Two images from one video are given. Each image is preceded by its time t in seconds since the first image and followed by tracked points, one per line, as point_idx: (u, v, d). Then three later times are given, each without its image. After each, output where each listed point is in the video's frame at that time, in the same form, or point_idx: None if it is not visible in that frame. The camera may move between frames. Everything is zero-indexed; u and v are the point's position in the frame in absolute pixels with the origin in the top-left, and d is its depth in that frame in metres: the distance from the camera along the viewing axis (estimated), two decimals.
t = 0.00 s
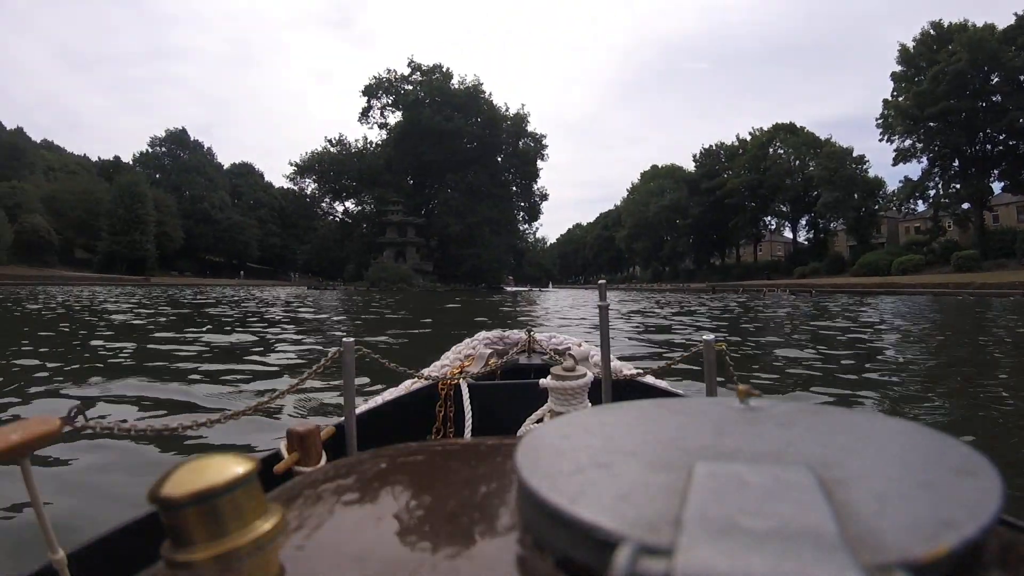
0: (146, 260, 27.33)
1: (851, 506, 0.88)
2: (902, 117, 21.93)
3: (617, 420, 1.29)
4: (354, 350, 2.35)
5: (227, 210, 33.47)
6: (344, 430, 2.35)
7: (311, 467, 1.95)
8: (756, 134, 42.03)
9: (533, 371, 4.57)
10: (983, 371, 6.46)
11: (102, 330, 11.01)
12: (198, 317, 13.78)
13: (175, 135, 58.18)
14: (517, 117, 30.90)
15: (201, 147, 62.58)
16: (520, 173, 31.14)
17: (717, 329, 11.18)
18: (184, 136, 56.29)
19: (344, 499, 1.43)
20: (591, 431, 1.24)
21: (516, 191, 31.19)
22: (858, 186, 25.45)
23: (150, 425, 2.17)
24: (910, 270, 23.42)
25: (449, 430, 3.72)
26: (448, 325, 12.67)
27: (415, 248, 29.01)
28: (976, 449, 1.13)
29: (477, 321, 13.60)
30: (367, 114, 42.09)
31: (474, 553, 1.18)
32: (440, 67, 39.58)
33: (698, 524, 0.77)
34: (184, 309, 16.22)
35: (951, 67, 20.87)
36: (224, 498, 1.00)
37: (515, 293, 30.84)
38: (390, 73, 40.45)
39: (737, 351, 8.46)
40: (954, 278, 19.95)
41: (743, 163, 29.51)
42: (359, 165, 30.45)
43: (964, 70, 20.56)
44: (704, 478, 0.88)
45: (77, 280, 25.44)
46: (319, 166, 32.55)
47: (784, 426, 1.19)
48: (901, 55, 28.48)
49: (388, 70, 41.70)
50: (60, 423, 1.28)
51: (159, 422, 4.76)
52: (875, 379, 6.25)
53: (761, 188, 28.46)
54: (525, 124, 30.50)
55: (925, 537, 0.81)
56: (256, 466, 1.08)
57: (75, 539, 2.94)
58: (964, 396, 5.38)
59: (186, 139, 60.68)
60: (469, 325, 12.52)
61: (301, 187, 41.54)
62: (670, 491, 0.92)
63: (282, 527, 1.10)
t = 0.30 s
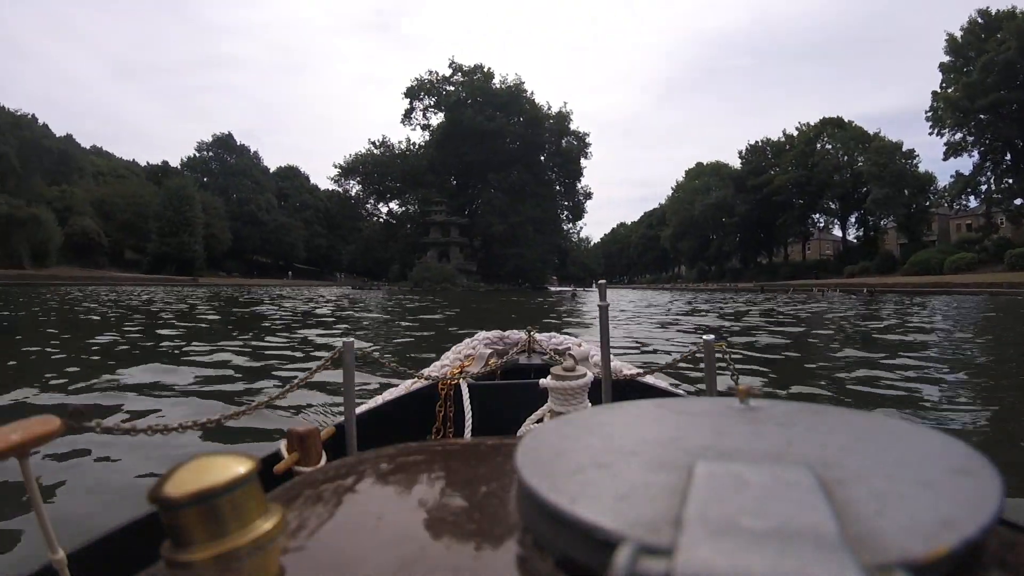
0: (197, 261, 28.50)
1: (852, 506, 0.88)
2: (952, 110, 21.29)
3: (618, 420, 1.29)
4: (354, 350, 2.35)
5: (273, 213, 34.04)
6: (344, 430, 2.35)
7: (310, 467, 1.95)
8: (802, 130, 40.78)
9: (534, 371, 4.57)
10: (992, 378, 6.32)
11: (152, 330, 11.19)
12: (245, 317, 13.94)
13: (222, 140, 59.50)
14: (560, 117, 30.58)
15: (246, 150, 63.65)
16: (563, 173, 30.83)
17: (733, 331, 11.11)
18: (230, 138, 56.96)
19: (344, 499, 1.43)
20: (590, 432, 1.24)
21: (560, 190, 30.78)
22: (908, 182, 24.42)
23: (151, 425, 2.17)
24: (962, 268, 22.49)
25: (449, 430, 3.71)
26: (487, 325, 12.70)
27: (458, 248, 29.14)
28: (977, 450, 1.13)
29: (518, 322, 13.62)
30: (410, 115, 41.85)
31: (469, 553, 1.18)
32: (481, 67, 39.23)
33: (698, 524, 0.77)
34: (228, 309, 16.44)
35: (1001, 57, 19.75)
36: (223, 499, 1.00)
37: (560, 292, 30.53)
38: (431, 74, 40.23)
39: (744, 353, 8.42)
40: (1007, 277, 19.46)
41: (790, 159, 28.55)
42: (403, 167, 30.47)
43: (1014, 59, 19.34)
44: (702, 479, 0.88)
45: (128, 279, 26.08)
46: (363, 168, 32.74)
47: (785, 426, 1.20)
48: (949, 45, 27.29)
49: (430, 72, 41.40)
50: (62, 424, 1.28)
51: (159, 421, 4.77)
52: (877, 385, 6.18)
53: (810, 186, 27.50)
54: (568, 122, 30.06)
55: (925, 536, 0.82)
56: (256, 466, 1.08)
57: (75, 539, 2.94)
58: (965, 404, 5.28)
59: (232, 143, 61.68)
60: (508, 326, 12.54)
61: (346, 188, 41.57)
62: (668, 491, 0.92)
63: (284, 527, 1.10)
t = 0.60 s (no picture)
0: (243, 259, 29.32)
1: (851, 506, 0.88)
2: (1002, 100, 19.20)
3: (618, 419, 1.29)
4: (353, 350, 2.36)
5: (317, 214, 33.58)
6: (345, 430, 2.35)
7: (310, 467, 1.95)
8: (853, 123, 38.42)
9: (534, 371, 4.57)
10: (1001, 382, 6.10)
11: (202, 327, 11.30)
12: (293, 315, 13.99)
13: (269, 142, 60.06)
14: (604, 112, 29.55)
15: (291, 151, 63.79)
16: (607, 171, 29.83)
17: (751, 332, 10.95)
18: (277, 138, 56.97)
19: (344, 499, 1.44)
20: (586, 432, 1.24)
21: (604, 188, 29.80)
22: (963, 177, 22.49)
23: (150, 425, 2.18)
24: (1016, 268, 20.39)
25: (449, 431, 3.72)
26: (527, 324, 12.60)
27: (501, 246, 28.58)
28: (976, 449, 1.12)
29: (562, 321, 13.41)
30: (453, 114, 40.85)
31: (463, 552, 1.18)
32: (523, 64, 38.18)
33: (698, 524, 0.77)
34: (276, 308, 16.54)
35: None
36: (223, 499, 1.00)
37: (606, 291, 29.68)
38: (473, 72, 39.30)
39: (752, 353, 8.35)
40: None
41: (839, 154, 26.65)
42: (445, 165, 29.82)
43: None
44: (705, 477, 0.88)
45: (175, 277, 26.44)
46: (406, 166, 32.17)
47: (785, 426, 1.19)
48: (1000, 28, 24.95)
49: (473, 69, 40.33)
50: (61, 424, 1.29)
51: (157, 422, 4.76)
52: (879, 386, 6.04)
53: (861, 182, 25.16)
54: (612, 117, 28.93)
55: (925, 536, 0.82)
56: (257, 466, 1.08)
57: (74, 539, 2.94)
58: (968, 408, 5.10)
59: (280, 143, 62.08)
60: (545, 325, 12.44)
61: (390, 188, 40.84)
62: (668, 491, 0.92)
63: (284, 527, 1.10)
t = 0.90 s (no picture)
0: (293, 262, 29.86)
1: (853, 507, 0.88)
2: None
3: (619, 419, 1.29)
4: (354, 350, 2.37)
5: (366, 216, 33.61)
6: (346, 430, 2.35)
7: (310, 467, 1.96)
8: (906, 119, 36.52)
9: (533, 371, 4.57)
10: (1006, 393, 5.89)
11: (256, 327, 11.47)
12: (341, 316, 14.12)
13: (315, 147, 60.55)
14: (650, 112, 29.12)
15: (338, 156, 64.24)
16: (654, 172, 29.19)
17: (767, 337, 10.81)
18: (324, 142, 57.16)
19: (344, 499, 1.44)
20: (584, 435, 1.24)
21: (651, 189, 29.21)
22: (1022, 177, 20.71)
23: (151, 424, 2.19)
24: None
25: (449, 431, 3.72)
26: (568, 326, 12.62)
27: (547, 249, 28.30)
28: (976, 450, 1.13)
29: (616, 325, 13.20)
30: (498, 117, 40.48)
31: (459, 554, 1.18)
32: (567, 66, 37.84)
33: (700, 525, 0.77)
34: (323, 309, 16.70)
35: None
36: (223, 499, 1.00)
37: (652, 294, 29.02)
38: (518, 75, 39.02)
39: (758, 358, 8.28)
40: None
41: (890, 154, 25.14)
42: (490, 168, 29.63)
43: None
44: (703, 478, 0.88)
45: (222, 277, 26.80)
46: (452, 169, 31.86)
47: (787, 426, 1.20)
48: None
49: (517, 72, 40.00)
50: (62, 423, 1.29)
51: (161, 422, 4.76)
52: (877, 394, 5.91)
53: (914, 182, 23.57)
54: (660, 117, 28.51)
55: (926, 537, 0.81)
56: (258, 466, 1.09)
57: (74, 540, 2.95)
58: (970, 420, 4.93)
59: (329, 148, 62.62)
60: (581, 327, 12.44)
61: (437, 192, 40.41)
62: (669, 491, 0.93)
63: (284, 527, 1.11)
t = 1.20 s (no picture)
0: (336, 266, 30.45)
1: (851, 508, 0.88)
2: None
3: (619, 419, 1.29)
4: (354, 349, 2.36)
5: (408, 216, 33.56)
6: (347, 431, 2.35)
7: (310, 467, 1.96)
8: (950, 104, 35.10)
9: (533, 371, 4.55)
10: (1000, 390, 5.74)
11: (306, 329, 11.71)
12: (386, 318, 14.33)
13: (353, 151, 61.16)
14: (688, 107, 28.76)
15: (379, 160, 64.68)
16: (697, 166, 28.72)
17: (778, 333, 10.72)
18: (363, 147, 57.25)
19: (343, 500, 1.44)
20: (585, 435, 1.23)
21: (694, 184, 28.77)
22: None
23: (153, 425, 2.20)
24: None
25: (449, 431, 3.72)
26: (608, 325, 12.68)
27: (589, 247, 28.00)
28: (977, 451, 1.12)
29: (670, 323, 12.99)
30: (535, 115, 40.30)
31: (453, 552, 1.18)
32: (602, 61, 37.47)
33: (698, 524, 0.77)
34: (367, 311, 16.93)
35: None
36: (223, 499, 1.00)
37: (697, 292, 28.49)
38: (553, 73, 38.79)
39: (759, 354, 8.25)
40: None
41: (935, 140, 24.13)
42: (529, 167, 29.50)
43: None
44: (702, 478, 0.89)
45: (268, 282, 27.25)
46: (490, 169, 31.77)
47: (783, 426, 1.20)
48: None
49: (552, 71, 39.97)
50: (61, 423, 1.29)
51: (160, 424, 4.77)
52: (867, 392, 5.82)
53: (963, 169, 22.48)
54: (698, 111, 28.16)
55: (925, 536, 0.82)
56: (258, 467, 1.08)
57: (76, 540, 2.94)
58: (966, 420, 4.77)
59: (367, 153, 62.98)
60: (616, 326, 12.40)
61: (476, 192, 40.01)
62: (668, 493, 0.92)
63: (284, 527, 1.10)
